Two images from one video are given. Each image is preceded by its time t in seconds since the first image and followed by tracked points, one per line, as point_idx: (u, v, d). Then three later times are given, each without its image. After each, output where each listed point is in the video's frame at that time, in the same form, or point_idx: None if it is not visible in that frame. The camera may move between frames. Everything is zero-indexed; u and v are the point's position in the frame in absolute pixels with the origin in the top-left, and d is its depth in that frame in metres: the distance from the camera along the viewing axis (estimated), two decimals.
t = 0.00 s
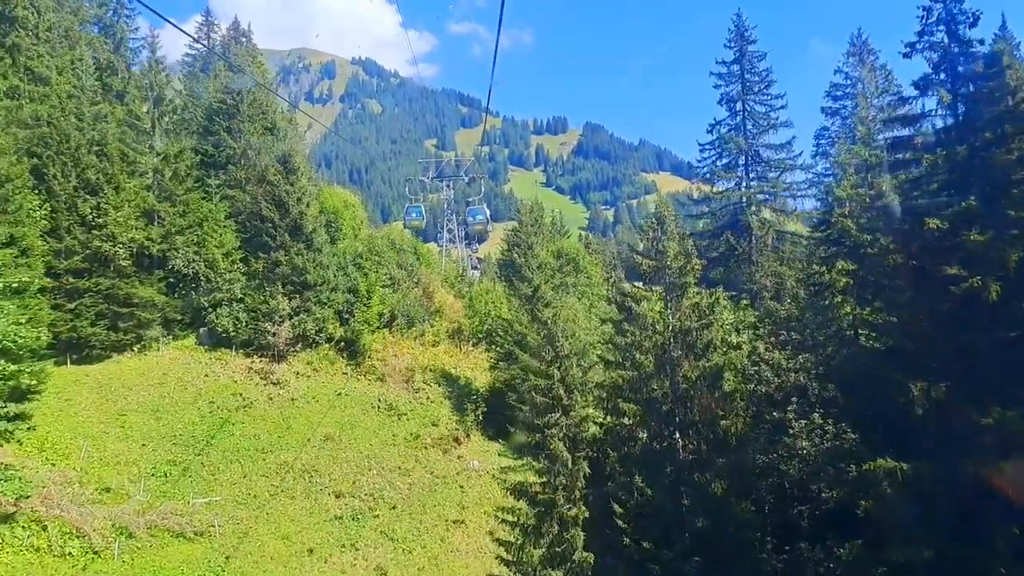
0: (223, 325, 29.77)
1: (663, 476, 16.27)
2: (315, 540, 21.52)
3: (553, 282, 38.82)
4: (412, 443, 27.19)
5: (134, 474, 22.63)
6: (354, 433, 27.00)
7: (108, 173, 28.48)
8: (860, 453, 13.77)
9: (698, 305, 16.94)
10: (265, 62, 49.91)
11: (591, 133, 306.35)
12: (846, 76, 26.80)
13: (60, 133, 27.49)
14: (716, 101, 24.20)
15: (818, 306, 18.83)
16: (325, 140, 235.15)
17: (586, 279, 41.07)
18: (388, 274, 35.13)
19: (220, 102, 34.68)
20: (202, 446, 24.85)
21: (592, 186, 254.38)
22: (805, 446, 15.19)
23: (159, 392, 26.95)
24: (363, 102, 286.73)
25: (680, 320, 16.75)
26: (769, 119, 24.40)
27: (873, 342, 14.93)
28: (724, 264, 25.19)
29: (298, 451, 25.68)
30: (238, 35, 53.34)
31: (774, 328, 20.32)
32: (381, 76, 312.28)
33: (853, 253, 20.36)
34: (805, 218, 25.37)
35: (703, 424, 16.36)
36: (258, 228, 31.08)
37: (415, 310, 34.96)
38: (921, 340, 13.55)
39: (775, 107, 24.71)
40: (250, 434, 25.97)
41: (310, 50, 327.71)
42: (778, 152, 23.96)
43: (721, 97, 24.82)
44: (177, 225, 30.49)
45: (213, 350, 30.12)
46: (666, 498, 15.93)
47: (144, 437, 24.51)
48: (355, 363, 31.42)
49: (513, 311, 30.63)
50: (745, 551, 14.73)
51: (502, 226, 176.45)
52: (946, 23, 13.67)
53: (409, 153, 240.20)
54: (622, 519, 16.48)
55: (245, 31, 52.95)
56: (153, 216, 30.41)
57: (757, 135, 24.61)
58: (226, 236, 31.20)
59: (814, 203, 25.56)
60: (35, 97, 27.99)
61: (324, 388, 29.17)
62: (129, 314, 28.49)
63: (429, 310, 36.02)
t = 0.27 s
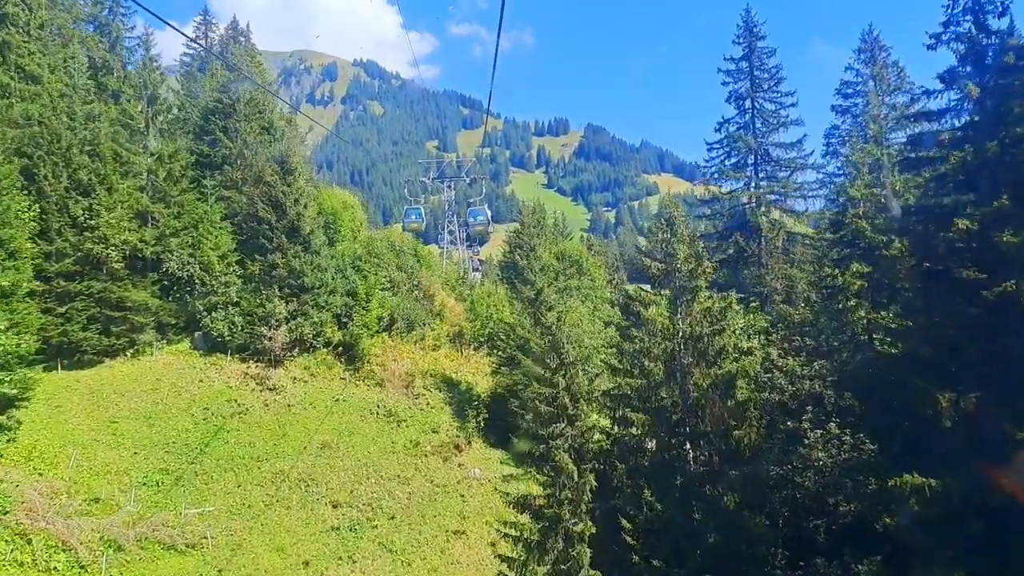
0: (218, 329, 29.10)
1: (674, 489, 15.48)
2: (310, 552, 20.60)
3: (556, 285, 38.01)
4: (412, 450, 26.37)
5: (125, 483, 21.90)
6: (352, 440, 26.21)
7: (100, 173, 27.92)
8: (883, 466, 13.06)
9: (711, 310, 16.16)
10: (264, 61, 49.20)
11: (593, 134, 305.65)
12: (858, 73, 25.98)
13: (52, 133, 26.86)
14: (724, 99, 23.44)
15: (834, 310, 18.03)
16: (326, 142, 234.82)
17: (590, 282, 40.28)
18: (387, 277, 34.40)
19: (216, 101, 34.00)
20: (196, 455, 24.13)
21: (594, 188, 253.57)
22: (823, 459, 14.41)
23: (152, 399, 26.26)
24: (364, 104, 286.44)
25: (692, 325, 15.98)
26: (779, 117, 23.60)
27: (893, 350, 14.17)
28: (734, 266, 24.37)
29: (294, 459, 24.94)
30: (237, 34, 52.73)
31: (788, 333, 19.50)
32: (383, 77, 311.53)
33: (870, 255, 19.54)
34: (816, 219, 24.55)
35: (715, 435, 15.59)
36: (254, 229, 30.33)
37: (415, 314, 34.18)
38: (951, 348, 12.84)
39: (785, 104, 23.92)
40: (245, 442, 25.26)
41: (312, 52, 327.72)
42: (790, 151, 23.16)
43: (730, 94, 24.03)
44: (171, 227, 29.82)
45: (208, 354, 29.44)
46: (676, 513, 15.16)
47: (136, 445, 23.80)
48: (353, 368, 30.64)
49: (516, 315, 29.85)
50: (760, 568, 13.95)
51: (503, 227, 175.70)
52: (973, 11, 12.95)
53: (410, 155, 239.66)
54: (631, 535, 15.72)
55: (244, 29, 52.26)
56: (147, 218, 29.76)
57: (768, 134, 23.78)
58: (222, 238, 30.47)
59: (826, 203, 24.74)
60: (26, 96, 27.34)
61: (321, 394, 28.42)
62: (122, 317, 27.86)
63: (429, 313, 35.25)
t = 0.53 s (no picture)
0: (209, 332, 28.44)
1: (680, 502, 14.72)
2: (302, 565, 19.51)
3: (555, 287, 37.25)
4: (407, 458, 25.54)
5: (110, 493, 21.00)
6: (346, 447, 25.43)
7: (87, 173, 27.26)
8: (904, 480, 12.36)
9: (719, 314, 15.46)
10: (259, 59, 48.48)
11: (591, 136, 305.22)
12: (865, 70, 25.30)
13: (38, 130, 26.10)
14: (729, 96, 22.77)
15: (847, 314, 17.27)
16: (323, 143, 234.01)
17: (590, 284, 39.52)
18: (382, 279, 33.64)
19: (208, 99, 33.24)
20: (184, 463, 23.32)
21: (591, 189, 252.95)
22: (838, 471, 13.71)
23: (141, 405, 25.49)
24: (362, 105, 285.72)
25: (699, 330, 15.28)
26: (785, 114, 22.94)
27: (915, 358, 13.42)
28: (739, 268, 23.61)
29: (285, 467, 24.12)
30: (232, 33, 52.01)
31: (797, 338, 18.80)
32: (380, 78, 310.79)
33: (882, 257, 18.84)
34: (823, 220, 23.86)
35: (724, 445, 14.82)
36: (246, 230, 29.56)
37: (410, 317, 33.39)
38: (971, 354, 12.29)
39: (791, 102, 23.25)
40: (235, 450, 24.45)
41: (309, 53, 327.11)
42: (796, 149, 22.49)
43: (735, 91, 23.38)
44: (160, 227, 29.08)
45: (197, 358, 28.73)
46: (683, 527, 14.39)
47: (123, 453, 23.00)
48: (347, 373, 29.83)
49: (514, 318, 29.10)
50: None
51: (501, 228, 174.90)
52: None
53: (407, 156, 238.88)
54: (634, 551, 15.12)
55: (239, 28, 51.54)
56: (136, 219, 29.01)
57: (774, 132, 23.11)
58: (213, 239, 29.72)
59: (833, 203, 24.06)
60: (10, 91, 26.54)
61: (314, 400, 27.62)
62: (110, 320, 27.17)
63: (426, 317, 34.43)
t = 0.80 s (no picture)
0: (196, 336, 27.76)
1: (687, 516, 13.98)
2: None
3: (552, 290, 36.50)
4: (400, 465, 24.71)
5: (93, 503, 20.10)
6: (337, 454, 24.61)
7: (70, 172, 26.40)
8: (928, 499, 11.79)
9: (727, 318, 14.80)
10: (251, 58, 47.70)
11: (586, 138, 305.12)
12: (871, 67, 24.70)
13: (19, 128, 25.25)
14: (732, 92, 22.17)
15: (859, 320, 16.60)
16: (318, 144, 233.03)
17: (587, 286, 38.78)
18: (375, 281, 32.81)
19: (196, 97, 32.44)
20: (170, 471, 22.46)
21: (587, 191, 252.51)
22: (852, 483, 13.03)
23: (125, 411, 24.66)
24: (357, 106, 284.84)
25: (706, 335, 14.62)
26: (789, 112, 22.37)
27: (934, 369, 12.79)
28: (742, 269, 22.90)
29: (275, 475, 23.26)
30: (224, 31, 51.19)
31: (805, 343, 18.12)
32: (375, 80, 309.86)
33: (893, 259, 18.18)
34: (828, 221, 23.21)
35: (732, 456, 14.14)
36: (235, 231, 28.77)
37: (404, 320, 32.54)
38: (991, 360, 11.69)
39: (796, 99, 22.68)
40: (223, 458, 23.60)
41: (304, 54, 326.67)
42: (801, 147, 21.90)
43: (737, 88, 22.83)
44: (147, 228, 28.22)
45: (185, 363, 27.89)
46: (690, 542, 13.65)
47: (106, 461, 22.14)
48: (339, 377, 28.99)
49: (511, 322, 28.32)
50: None
51: (497, 230, 174.19)
52: None
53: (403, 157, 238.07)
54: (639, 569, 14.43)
55: (231, 26, 50.77)
56: (123, 219, 28.14)
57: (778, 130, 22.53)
58: (201, 240, 28.90)
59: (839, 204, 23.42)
60: None
61: (304, 405, 26.80)
62: (94, 323, 26.33)
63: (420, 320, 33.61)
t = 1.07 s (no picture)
0: (182, 341, 26.57)
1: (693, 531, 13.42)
2: None
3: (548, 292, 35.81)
4: (392, 474, 23.93)
5: (72, 515, 19.24)
6: (327, 462, 23.81)
7: (52, 171, 25.50)
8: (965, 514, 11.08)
9: (734, 323, 14.20)
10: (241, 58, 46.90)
11: (581, 139, 304.89)
12: (875, 64, 24.37)
13: None
14: (734, 90, 21.66)
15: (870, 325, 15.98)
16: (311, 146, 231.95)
17: (584, 288, 38.07)
18: (367, 283, 32.04)
19: (184, 95, 31.66)
20: (154, 480, 21.63)
21: (582, 192, 252.08)
22: (866, 497, 12.40)
23: (109, 417, 23.80)
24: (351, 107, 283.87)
25: (712, 341, 14.03)
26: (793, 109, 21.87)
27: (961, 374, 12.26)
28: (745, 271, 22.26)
29: (263, 485, 22.42)
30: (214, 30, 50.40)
31: (813, 349, 17.51)
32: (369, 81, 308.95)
33: (903, 260, 17.58)
34: (833, 222, 22.59)
35: (740, 468, 13.56)
36: (223, 232, 27.99)
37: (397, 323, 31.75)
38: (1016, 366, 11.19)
39: (800, 96, 22.20)
40: (209, 466, 22.76)
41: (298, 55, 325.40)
42: (805, 146, 21.37)
43: (740, 85, 22.33)
44: (133, 228, 27.25)
45: (172, 367, 27.05)
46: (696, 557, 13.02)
47: (87, 470, 21.29)
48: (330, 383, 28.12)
49: (507, 325, 27.59)
50: None
51: (491, 231, 173.45)
52: None
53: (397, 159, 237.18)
54: None
55: (222, 25, 50.02)
56: (107, 219, 27.20)
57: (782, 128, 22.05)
58: (188, 242, 28.05)
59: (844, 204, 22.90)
60: None
61: (294, 411, 25.98)
62: (76, 327, 25.46)
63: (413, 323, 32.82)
